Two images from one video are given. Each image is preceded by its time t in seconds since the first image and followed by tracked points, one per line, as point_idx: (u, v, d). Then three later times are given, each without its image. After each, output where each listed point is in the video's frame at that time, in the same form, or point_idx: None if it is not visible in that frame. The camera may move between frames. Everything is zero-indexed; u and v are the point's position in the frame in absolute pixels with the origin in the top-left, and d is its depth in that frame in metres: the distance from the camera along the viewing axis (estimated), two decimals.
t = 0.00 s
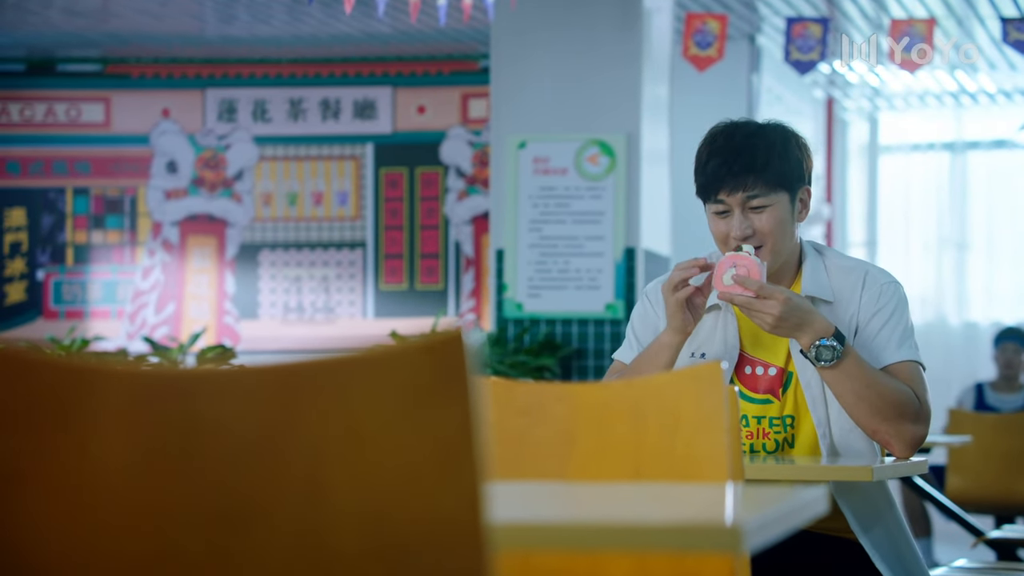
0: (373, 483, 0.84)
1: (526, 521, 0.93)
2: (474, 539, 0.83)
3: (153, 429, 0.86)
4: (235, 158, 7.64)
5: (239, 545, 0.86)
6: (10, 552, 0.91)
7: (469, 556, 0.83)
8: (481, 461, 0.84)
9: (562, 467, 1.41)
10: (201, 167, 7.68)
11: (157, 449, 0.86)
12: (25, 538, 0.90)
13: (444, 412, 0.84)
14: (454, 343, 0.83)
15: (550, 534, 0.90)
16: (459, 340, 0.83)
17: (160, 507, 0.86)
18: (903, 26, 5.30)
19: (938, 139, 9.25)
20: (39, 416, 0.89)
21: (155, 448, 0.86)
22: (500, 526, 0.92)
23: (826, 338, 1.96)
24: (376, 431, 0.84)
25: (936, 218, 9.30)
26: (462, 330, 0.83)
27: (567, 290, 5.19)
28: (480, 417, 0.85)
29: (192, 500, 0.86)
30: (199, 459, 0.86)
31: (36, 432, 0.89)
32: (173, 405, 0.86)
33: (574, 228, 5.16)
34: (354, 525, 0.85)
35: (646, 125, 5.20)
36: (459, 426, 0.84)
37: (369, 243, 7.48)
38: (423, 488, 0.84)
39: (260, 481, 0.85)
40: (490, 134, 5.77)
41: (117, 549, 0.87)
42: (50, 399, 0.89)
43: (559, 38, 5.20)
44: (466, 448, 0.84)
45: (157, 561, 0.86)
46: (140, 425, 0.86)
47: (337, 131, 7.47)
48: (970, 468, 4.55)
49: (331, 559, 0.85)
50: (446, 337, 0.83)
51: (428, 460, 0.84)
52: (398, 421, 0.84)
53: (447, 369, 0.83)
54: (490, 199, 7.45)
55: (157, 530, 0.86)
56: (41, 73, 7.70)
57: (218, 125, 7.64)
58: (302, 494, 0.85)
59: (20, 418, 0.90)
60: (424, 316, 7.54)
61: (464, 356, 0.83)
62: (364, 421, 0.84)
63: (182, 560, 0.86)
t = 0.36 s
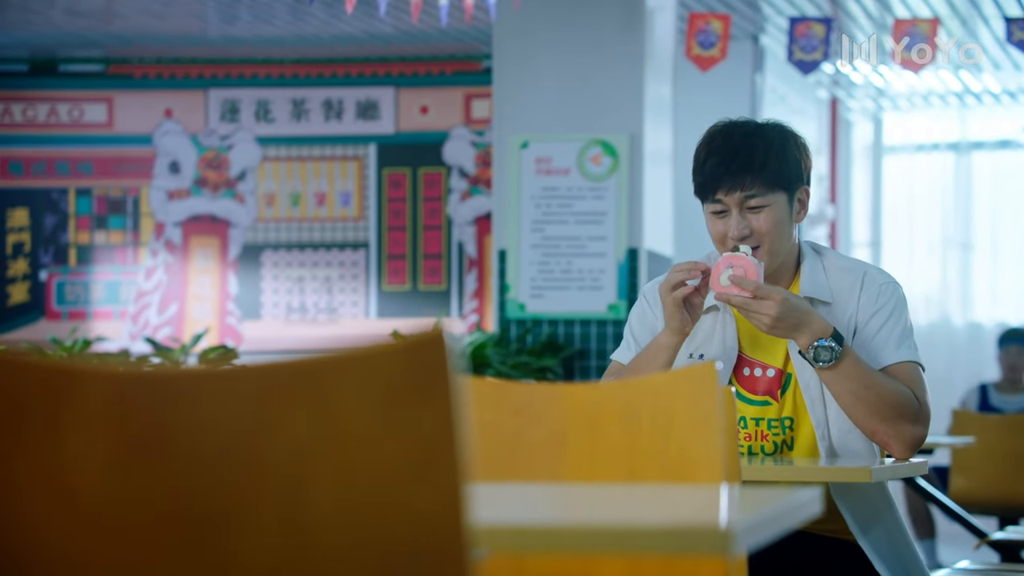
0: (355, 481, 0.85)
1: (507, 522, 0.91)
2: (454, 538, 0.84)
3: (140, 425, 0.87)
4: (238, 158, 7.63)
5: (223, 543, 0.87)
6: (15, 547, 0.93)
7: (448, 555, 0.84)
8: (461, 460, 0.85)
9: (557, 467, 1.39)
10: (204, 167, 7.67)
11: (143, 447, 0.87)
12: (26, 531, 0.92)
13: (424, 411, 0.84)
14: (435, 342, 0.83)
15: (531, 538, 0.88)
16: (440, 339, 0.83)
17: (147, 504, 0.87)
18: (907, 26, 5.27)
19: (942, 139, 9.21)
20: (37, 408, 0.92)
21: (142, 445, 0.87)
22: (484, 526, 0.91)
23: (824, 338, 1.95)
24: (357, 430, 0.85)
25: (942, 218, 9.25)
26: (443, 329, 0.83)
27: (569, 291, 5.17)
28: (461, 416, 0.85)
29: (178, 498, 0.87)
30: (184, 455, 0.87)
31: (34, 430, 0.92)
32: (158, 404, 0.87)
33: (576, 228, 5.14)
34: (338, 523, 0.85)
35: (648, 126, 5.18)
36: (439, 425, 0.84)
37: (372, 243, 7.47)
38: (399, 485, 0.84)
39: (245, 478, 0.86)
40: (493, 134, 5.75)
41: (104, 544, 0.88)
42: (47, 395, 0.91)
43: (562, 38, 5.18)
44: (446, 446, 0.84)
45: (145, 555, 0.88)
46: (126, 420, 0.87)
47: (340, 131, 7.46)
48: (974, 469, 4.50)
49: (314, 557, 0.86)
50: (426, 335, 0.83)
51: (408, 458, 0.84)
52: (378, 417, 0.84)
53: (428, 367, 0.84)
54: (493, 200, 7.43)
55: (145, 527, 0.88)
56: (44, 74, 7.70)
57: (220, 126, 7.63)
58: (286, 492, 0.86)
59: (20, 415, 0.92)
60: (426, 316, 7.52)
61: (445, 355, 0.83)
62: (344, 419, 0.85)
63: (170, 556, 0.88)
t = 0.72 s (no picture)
0: (339, 481, 0.84)
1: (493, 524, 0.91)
2: (439, 538, 0.84)
3: (117, 424, 0.85)
4: (243, 158, 7.62)
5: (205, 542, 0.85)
6: None
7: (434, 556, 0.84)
8: (445, 460, 0.85)
9: (553, 469, 1.37)
10: (209, 168, 7.66)
11: (116, 449, 0.85)
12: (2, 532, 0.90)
13: (408, 410, 0.84)
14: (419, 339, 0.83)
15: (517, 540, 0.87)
16: (424, 335, 0.83)
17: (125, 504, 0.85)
18: (914, 26, 5.24)
19: (950, 139, 9.17)
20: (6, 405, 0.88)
21: (120, 445, 0.85)
22: (470, 526, 0.91)
23: (826, 339, 1.94)
24: (341, 429, 0.84)
25: (949, 218, 9.20)
26: (426, 326, 0.84)
27: (575, 291, 5.15)
28: (446, 413, 0.85)
29: (156, 497, 0.85)
30: (164, 454, 0.85)
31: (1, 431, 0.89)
32: (132, 405, 0.85)
33: (582, 228, 5.12)
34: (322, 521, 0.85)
35: (654, 125, 5.15)
36: (422, 426, 0.84)
37: (377, 243, 7.47)
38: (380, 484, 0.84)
39: (228, 477, 0.85)
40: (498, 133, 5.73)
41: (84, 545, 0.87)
42: (15, 392, 0.88)
43: (567, 37, 5.16)
44: (429, 445, 0.84)
45: (124, 557, 0.86)
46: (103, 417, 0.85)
47: (346, 131, 7.46)
48: (982, 470, 4.46)
49: (298, 556, 0.85)
50: (410, 332, 0.83)
51: (393, 458, 0.84)
52: (364, 416, 0.84)
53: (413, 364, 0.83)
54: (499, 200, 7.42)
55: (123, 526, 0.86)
56: (50, 74, 7.71)
57: (226, 126, 7.63)
58: (269, 492, 0.85)
59: None
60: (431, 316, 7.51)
61: (430, 354, 0.83)
62: (329, 417, 0.84)
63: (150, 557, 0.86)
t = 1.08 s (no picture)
0: (321, 480, 0.83)
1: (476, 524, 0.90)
2: (425, 540, 0.83)
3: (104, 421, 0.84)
4: (250, 159, 7.62)
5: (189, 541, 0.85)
6: None
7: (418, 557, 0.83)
8: (429, 462, 0.84)
9: (547, 470, 1.35)
10: (216, 168, 7.66)
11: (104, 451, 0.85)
12: None
13: (394, 412, 0.83)
14: (402, 339, 0.83)
15: (501, 542, 0.87)
16: (407, 336, 0.82)
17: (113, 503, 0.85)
18: (921, 26, 5.19)
19: (959, 139, 9.13)
20: (0, 404, 0.89)
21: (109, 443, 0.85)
22: (455, 528, 0.90)
23: (826, 342, 1.92)
24: (324, 430, 0.83)
25: (957, 219, 9.15)
26: (410, 327, 0.83)
27: (581, 292, 5.13)
28: (430, 413, 0.84)
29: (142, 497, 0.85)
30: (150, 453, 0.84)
31: None
32: (118, 407, 0.84)
33: (588, 229, 5.09)
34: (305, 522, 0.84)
35: (661, 126, 5.12)
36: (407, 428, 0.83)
37: (384, 245, 7.46)
38: (362, 485, 0.83)
39: (213, 477, 0.84)
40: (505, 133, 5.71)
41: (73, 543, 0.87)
42: (10, 391, 0.88)
43: (573, 37, 5.14)
44: (411, 446, 0.83)
45: (113, 556, 0.86)
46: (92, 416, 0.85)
47: (352, 132, 7.45)
48: (990, 472, 4.41)
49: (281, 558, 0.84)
50: (393, 334, 0.83)
51: (375, 459, 0.83)
52: (348, 417, 0.83)
53: (395, 367, 0.83)
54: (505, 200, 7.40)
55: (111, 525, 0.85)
56: (57, 75, 7.72)
57: (233, 127, 7.62)
58: (251, 493, 0.84)
59: None
60: (437, 316, 7.50)
61: (414, 355, 0.82)
62: (313, 417, 0.83)
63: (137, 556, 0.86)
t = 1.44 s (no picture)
0: (301, 481, 0.80)
1: (462, 526, 0.87)
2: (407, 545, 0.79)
3: (78, 421, 0.81)
4: (256, 159, 7.61)
5: (165, 546, 0.81)
6: None
7: (398, 560, 0.80)
8: (411, 465, 0.80)
9: (542, 471, 1.34)
10: (222, 169, 7.66)
11: (79, 452, 0.81)
12: None
13: (376, 411, 0.79)
14: (384, 339, 0.79)
15: (487, 546, 0.83)
16: (389, 334, 0.79)
17: (89, 503, 0.82)
18: (928, 25, 5.14)
19: (966, 139, 9.12)
20: None
21: (84, 443, 0.81)
22: (438, 528, 0.87)
23: (826, 344, 1.90)
24: (305, 430, 0.79)
25: (965, 219, 9.11)
26: (394, 325, 0.80)
27: (586, 292, 5.09)
28: (413, 415, 0.81)
29: (117, 500, 0.81)
30: (125, 455, 0.80)
31: None
32: (91, 405, 0.81)
33: (593, 229, 5.05)
34: (284, 528, 0.80)
35: (667, 125, 5.09)
36: (390, 428, 0.80)
37: (390, 245, 7.46)
38: (348, 486, 0.80)
39: (189, 480, 0.80)
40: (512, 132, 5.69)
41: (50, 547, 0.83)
42: None
43: (580, 37, 5.12)
44: (394, 449, 0.80)
45: (86, 560, 0.82)
46: (66, 415, 0.81)
47: (358, 132, 7.45)
48: (997, 473, 4.38)
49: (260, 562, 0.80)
50: (377, 331, 0.79)
51: (356, 462, 0.79)
52: (329, 416, 0.79)
53: (377, 366, 0.79)
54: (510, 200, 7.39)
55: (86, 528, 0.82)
56: (63, 75, 7.72)
57: (239, 127, 7.62)
58: (230, 498, 0.80)
59: None
60: (442, 316, 7.50)
61: (395, 354, 0.79)
62: (295, 418, 0.79)
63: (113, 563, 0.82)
